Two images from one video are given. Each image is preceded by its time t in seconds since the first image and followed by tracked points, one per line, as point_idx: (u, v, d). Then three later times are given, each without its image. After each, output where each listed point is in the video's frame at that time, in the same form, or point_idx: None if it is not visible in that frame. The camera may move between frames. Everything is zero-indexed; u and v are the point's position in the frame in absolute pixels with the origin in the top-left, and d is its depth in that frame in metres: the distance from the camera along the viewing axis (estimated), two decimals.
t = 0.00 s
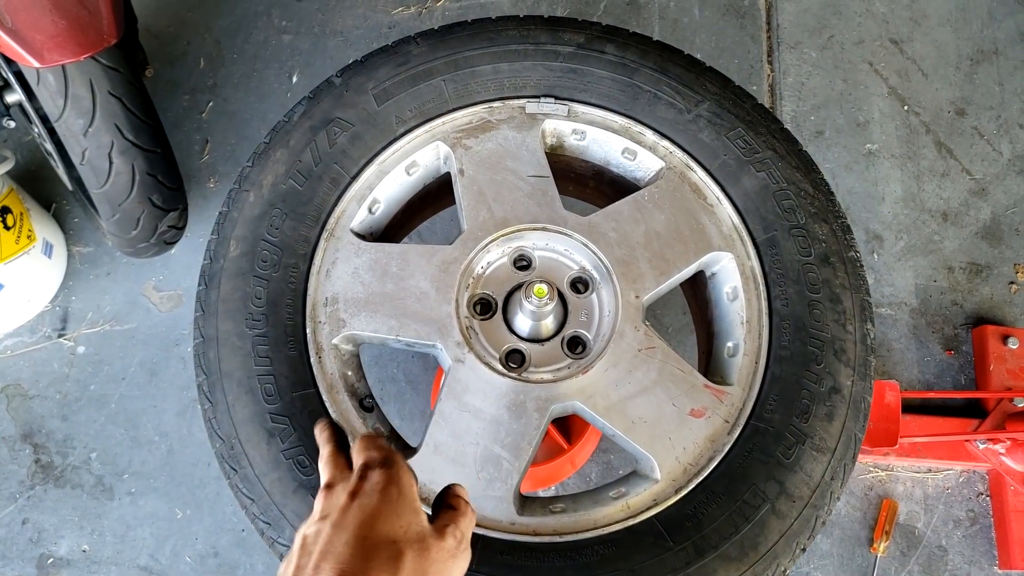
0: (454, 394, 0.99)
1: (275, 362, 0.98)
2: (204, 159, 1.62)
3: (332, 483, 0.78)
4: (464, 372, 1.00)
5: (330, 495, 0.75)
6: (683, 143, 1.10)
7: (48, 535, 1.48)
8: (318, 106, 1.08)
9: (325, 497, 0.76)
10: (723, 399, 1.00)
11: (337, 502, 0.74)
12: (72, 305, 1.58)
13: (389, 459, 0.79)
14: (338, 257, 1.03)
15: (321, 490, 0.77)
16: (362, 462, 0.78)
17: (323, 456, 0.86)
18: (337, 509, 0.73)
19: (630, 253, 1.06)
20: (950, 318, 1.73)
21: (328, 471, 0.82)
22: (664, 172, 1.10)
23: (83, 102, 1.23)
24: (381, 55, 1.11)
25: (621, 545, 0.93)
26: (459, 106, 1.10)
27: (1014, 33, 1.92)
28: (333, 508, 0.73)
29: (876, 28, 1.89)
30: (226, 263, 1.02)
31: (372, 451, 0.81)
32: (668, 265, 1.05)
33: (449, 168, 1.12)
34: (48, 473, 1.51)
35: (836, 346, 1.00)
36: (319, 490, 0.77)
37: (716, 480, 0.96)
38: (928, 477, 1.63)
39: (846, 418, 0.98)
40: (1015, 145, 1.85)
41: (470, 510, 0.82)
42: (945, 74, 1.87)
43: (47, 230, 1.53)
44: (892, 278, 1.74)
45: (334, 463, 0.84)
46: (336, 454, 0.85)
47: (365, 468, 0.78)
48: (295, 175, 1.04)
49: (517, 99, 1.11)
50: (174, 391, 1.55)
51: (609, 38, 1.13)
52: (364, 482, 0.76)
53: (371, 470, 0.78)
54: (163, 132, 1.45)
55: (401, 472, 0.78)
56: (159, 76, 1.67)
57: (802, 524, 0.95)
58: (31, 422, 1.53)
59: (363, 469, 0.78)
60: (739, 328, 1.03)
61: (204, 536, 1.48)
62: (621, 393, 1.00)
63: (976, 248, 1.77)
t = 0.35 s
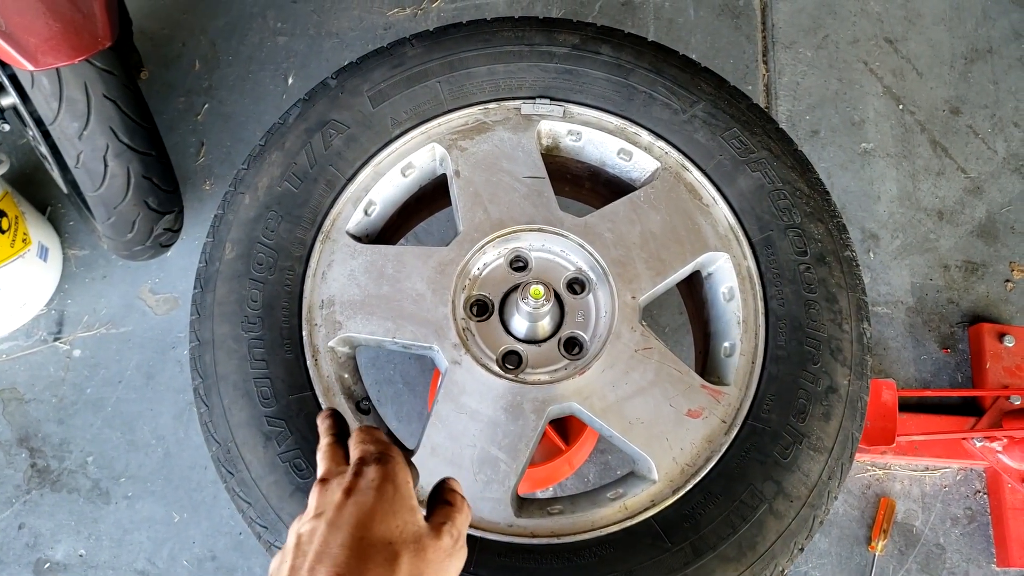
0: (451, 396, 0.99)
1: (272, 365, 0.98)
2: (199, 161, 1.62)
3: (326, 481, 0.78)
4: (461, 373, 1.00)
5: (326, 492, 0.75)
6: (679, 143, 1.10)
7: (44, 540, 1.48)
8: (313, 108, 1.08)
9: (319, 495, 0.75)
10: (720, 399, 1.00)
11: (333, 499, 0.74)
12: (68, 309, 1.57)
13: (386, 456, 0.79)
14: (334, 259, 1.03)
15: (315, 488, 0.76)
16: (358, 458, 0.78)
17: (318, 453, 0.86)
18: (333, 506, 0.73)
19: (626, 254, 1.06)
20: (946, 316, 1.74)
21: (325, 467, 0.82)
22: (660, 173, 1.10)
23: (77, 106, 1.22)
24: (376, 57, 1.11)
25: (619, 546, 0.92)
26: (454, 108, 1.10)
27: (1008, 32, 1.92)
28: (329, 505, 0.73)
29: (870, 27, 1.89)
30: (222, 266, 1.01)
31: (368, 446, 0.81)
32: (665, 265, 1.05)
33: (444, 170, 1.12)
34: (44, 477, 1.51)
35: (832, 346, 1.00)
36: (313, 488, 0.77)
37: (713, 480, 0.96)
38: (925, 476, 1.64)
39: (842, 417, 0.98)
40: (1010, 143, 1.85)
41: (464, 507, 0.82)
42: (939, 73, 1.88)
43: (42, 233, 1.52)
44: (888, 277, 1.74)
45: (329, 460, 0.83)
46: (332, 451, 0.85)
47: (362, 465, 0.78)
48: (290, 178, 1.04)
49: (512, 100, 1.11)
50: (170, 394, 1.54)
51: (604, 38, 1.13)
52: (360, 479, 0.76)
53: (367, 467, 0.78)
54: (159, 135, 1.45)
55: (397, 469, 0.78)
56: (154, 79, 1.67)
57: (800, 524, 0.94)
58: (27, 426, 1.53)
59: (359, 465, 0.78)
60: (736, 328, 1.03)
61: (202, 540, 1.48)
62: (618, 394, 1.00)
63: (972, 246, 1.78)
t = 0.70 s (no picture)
0: (451, 400, 0.99)
1: (271, 370, 0.97)
2: (197, 168, 1.62)
3: (330, 486, 0.74)
4: (460, 378, 1.00)
5: (327, 499, 0.72)
6: (676, 147, 1.10)
7: (43, 548, 1.47)
8: (311, 114, 1.08)
9: (321, 501, 0.72)
10: (720, 402, 1.00)
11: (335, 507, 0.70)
12: (66, 316, 1.57)
13: (390, 465, 0.76)
14: (333, 265, 1.03)
15: (318, 494, 0.73)
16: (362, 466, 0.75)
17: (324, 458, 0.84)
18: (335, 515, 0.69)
19: (625, 258, 1.06)
20: (944, 317, 1.74)
21: (329, 474, 0.79)
22: (658, 177, 1.10)
23: (75, 113, 1.22)
24: (373, 63, 1.12)
25: (620, 550, 0.92)
26: (452, 113, 1.10)
27: (1003, 34, 1.93)
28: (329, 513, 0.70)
29: (865, 30, 1.90)
30: (221, 273, 1.01)
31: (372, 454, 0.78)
32: (663, 269, 1.06)
33: (443, 174, 1.12)
34: (43, 485, 1.50)
35: (830, 348, 1.00)
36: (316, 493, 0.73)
37: (714, 483, 0.95)
38: (925, 477, 1.64)
39: (842, 419, 0.98)
40: (1006, 144, 1.86)
41: (465, 522, 0.80)
42: (935, 75, 1.88)
43: (40, 241, 1.52)
44: (886, 279, 1.74)
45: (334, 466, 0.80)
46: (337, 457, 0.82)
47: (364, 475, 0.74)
48: (289, 184, 1.04)
49: (510, 105, 1.12)
50: (169, 401, 1.54)
51: (601, 43, 1.14)
52: (363, 487, 0.72)
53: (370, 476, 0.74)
54: (157, 142, 1.45)
55: (401, 478, 0.75)
56: (151, 86, 1.67)
57: (801, 527, 0.94)
58: (26, 434, 1.52)
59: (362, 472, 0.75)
60: (734, 331, 1.03)
61: (201, 546, 1.47)
62: (618, 398, 1.00)
63: (969, 247, 1.78)
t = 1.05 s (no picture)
0: (448, 401, 0.99)
1: (268, 371, 0.97)
2: (195, 169, 1.62)
3: (320, 486, 0.73)
4: (457, 379, 1.00)
5: (318, 499, 0.71)
6: (673, 148, 1.10)
7: (41, 549, 1.47)
8: (308, 115, 1.08)
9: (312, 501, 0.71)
10: (716, 403, 1.00)
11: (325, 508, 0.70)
12: (64, 317, 1.58)
13: (382, 464, 0.75)
14: (330, 265, 1.03)
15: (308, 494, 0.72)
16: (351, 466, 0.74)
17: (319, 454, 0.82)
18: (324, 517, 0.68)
19: (622, 259, 1.06)
20: (942, 319, 1.74)
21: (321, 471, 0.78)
22: (655, 178, 1.10)
23: (73, 114, 1.22)
24: (371, 64, 1.12)
25: (616, 550, 0.92)
26: (449, 114, 1.10)
27: (1001, 37, 1.94)
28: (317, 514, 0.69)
29: (863, 32, 1.91)
30: (218, 273, 1.01)
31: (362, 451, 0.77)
32: (660, 270, 1.06)
33: (440, 175, 1.13)
34: (41, 486, 1.50)
35: (827, 349, 1.00)
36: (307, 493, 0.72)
37: (710, 484, 0.95)
38: (922, 479, 1.64)
39: (838, 420, 0.98)
40: (1004, 147, 1.86)
41: (456, 519, 0.79)
42: (933, 77, 1.89)
43: (38, 242, 1.53)
44: (884, 281, 1.74)
45: (326, 461, 0.79)
46: (330, 452, 0.81)
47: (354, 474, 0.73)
48: (286, 185, 1.04)
49: (507, 106, 1.12)
50: (166, 402, 1.54)
51: (598, 45, 1.14)
52: (353, 488, 0.72)
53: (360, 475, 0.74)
54: (155, 144, 1.45)
55: (391, 476, 0.74)
56: (149, 87, 1.67)
57: (796, 527, 0.94)
58: (23, 435, 1.52)
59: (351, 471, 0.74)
60: (731, 332, 1.03)
61: (199, 547, 1.47)
62: (614, 398, 1.00)
63: (967, 249, 1.79)
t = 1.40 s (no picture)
0: (442, 399, 1.00)
1: (262, 370, 0.98)
2: (193, 171, 1.63)
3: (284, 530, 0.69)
4: (451, 377, 1.00)
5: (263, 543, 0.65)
6: (665, 146, 1.10)
7: (43, 549, 1.48)
8: (301, 116, 1.08)
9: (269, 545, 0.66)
10: (710, 400, 1.00)
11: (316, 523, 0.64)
12: (64, 319, 1.59)
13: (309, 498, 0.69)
14: (324, 265, 1.04)
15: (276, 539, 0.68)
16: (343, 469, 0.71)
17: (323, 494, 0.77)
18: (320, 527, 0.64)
19: (615, 256, 1.06)
20: (940, 315, 1.74)
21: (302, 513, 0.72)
22: (647, 175, 1.11)
23: (69, 117, 1.23)
24: (364, 64, 1.12)
25: (610, 547, 0.92)
26: (441, 114, 1.11)
27: (998, 31, 1.93)
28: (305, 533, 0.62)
29: (860, 28, 1.91)
30: (213, 274, 1.02)
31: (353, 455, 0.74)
32: (653, 268, 1.06)
33: (433, 175, 1.13)
34: (42, 486, 1.51)
35: (821, 345, 1.00)
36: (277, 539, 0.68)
37: (703, 480, 0.95)
38: (921, 475, 1.64)
39: (832, 417, 0.98)
40: (1001, 141, 1.86)
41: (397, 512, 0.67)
42: (930, 73, 1.89)
43: (38, 244, 1.54)
44: (881, 277, 1.74)
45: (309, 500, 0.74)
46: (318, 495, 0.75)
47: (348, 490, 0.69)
48: (279, 185, 1.05)
49: (499, 105, 1.12)
50: (166, 403, 1.55)
51: (590, 43, 1.14)
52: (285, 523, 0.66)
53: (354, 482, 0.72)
54: (152, 146, 1.45)
55: (387, 482, 0.72)
56: (147, 90, 1.68)
57: (790, 523, 0.94)
58: (25, 436, 1.53)
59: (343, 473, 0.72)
60: (725, 328, 1.04)
61: (199, 547, 1.48)
62: (608, 396, 1.00)
63: (965, 245, 1.78)
